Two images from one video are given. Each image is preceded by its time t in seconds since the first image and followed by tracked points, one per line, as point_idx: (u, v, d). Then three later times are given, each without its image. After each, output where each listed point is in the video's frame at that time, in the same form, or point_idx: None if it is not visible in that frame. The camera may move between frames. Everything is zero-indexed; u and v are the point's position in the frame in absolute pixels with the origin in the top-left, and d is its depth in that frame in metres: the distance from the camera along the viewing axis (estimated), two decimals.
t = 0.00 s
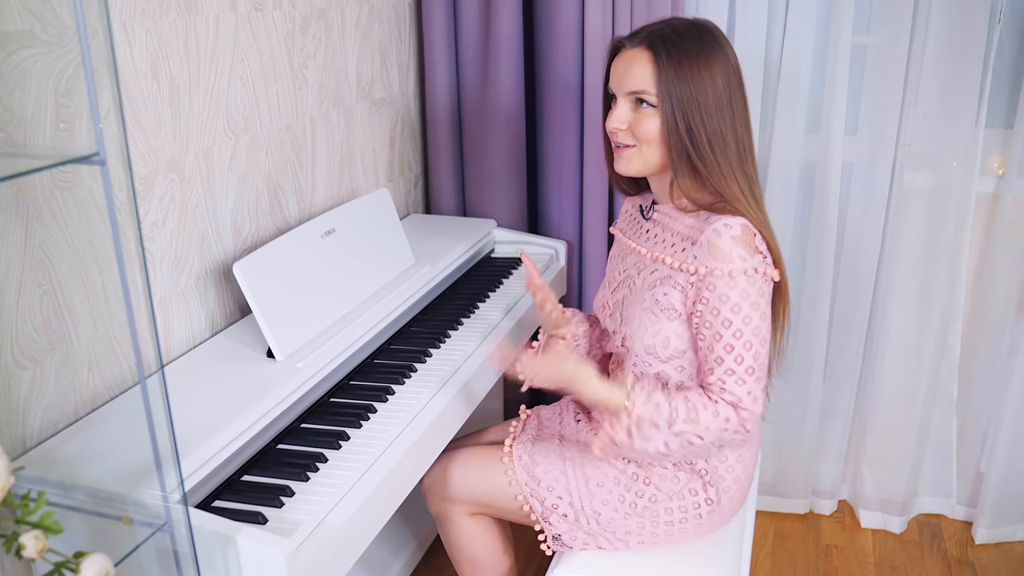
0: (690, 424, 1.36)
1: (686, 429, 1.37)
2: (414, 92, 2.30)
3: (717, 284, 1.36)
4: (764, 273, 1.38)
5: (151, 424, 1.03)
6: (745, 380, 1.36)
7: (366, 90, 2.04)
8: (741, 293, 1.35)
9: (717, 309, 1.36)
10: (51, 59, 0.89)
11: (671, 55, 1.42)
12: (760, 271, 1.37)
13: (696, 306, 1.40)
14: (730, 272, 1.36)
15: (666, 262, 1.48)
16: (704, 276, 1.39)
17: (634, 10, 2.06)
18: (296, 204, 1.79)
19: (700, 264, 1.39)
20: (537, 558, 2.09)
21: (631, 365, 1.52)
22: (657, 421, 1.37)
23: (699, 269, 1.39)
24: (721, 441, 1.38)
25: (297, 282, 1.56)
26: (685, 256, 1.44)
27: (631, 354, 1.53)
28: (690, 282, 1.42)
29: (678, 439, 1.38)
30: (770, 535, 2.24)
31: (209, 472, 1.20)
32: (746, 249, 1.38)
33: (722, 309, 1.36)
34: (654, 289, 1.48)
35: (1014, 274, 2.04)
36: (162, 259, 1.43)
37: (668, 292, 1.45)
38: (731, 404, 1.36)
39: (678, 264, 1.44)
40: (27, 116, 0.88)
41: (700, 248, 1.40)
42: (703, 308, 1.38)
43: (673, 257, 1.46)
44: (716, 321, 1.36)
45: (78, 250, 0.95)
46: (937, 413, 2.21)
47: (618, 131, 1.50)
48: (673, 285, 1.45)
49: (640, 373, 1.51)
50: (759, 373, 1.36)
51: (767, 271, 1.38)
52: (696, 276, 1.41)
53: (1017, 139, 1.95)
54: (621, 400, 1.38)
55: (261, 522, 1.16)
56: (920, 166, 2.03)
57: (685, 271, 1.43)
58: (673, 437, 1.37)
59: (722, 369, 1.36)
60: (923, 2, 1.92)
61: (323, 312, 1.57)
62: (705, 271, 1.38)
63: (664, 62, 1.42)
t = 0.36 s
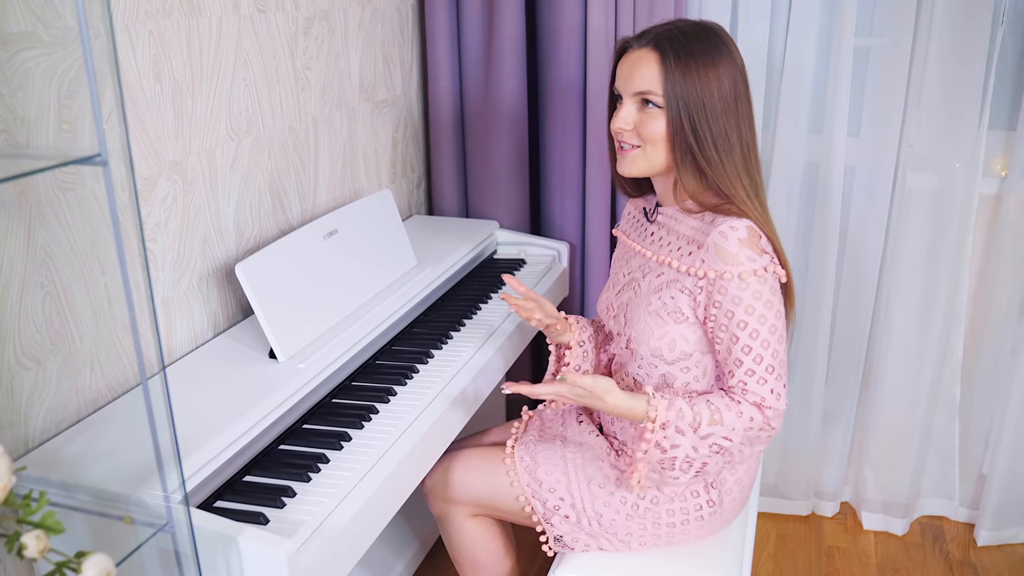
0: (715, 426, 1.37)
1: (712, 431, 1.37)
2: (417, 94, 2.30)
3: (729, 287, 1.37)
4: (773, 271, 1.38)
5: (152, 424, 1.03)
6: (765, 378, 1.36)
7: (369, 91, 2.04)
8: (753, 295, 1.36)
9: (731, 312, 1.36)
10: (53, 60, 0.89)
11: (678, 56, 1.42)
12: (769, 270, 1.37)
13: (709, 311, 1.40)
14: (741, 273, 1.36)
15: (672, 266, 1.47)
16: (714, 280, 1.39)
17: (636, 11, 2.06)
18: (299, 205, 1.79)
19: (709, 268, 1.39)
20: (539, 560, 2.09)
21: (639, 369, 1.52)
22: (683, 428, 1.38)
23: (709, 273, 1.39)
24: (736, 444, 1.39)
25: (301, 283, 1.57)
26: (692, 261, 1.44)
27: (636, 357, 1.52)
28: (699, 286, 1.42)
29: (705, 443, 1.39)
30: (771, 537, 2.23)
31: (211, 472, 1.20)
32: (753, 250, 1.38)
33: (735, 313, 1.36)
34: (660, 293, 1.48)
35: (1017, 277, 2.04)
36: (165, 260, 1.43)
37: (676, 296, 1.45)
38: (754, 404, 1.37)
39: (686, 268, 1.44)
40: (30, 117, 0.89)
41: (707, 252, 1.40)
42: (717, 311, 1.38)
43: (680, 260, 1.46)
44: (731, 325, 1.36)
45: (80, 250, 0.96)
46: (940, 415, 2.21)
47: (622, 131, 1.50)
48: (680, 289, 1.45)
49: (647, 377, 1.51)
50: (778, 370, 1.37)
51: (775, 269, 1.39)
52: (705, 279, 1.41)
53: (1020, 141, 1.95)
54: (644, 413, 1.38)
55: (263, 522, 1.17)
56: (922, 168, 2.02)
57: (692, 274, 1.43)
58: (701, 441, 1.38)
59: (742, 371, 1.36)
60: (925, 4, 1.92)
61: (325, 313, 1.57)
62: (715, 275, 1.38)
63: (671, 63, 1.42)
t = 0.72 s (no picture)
0: (712, 426, 1.37)
1: (709, 430, 1.37)
2: (419, 94, 2.30)
3: (736, 291, 1.36)
4: (782, 275, 1.37)
5: (153, 427, 1.03)
6: (769, 382, 1.36)
7: (371, 91, 2.04)
8: (761, 299, 1.35)
9: (738, 315, 1.36)
10: (54, 60, 0.89)
11: (692, 55, 1.42)
12: (778, 275, 1.37)
13: (716, 313, 1.40)
14: (749, 278, 1.36)
15: (681, 268, 1.47)
16: (722, 283, 1.38)
17: (638, 12, 2.07)
18: (300, 205, 1.79)
19: (717, 270, 1.39)
20: (540, 560, 2.09)
21: (645, 369, 1.52)
22: (680, 424, 1.38)
23: (717, 276, 1.39)
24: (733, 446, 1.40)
25: (303, 283, 1.57)
26: (700, 262, 1.43)
27: (643, 358, 1.52)
28: (707, 288, 1.42)
29: (701, 441, 1.39)
30: (772, 538, 2.23)
31: (211, 471, 1.20)
32: (763, 254, 1.38)
33: (742, 316, 1.36)
34: (668, 294, 1.48)
35: (1018, 278, 2.03)
36: (165, 259, 1.43)
37: (684, 298, 1.45)
38: (755, 408, 1.36)
39: (694, 270, 1.44)
40: (31, 117, 0.89)
41: (716, 254, 1.40)
42: (722, 313, 1.38)
43: (689, 262, 1.46)
44: (738, 328, 1.36)
45: (81, 249, 0.96)
46: (941, 416, 2.20)
47: (632, 129, 1.50)
48: (688, 290, 1.44)
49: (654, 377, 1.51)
50: (783, 375, 1.37)
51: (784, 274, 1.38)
52: (713, 281, 1.41)
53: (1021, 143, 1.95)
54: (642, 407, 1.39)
55: (263, 522, 1.17)
56: (925, 169, 2.02)
57: (700, 277, 1.42)
58: (697, 438, 1.38)
59: (746, 373, 1.36)
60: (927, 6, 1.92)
61: (327, 313, 1.57)
62: (723, 278, 1.38)
63: (685, 62, 1.42)
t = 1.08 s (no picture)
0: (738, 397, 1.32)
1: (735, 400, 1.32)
2: (418, 95, 2.30)
3: (752, 287, 1.37)
4: (794, 275, 1.39)
5: (149, 423, 1.02)
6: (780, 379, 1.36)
7: (370, 91, 2.04)
8: (774, 296, 1.37)
9: (749, 313, 1.36)
10: (52, 60, 0.89)
11: (724, 55, 1.43)
12: (791, 275, 1.38)
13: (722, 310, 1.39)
14: (766, 274, 1.37)
15: (691, 264, 1.46)
16: (737, 279, 1.38)
17: (638, 13, 2.07)
18: (300, 205, 1.79)
19: (733, 266, 1.39)
20: (540, 560, 2.09)
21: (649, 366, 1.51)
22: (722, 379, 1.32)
23: (733, 271, 1.39)
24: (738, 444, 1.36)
25: (301, 283, 1.57)
26: (714, 259, 1.43)
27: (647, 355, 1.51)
28: (718, 285, 1.41)
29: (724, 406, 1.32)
30: (773, 538, 2.23)
31: (210, 472, 1.20)
32: (779, 253, 1.39)
33: (754, 314, 1.36)
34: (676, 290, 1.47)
35: (1018, 278, 2.03)
36: (164, 259, 1.43)
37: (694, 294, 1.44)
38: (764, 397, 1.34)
39: (707, 266, 1.43)
40: (29, 117, 0.89)
41: (733, 251, 1.41)
42: (735, 306, 1.37)
43: (701, 258, 1.45)
44: (751, 322, 1.36)
45: (79, 250, 0.95)
46: (941, 416, 2.20)
47: (657, 128, 1.47)
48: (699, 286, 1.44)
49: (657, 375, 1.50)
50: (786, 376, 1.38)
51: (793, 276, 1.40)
52: (726, 277, 1.40)
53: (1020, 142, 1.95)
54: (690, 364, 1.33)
55: (262, 523, 1.17)
56: (925, 169, 2.02)
57: (713, 272, 1.42)
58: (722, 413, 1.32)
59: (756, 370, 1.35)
60: (927, 5, 1.92)
61: (326, 313, 1.57)
62: (740, 273, 1.38)
63: (719, 61, 1.42)
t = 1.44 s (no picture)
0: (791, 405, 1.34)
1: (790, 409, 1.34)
2: (418, 96, 2.30)
3: (782, 290, 1.38)
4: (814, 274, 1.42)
5: (145, 424, 1.02)
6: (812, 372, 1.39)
7: (370, 92, 2.04)
8: (802, 297, 1.38)
9: (782, 315, 1.38)
10: (50, 62, 0.89)
11: (733, 58, 1.42)
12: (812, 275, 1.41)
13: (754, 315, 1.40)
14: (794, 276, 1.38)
15: (711, 270, 1.45)
16: (766, 285, 1.39)
17: (637, 15, 2.06)
18: (299, 206, 1.79)
19: (759, 271, 1.39)
20: (540, 561, 2.09)
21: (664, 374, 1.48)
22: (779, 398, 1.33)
23: (762, 278, 1.39)
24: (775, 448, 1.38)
25: (299, 283, 1.57)
26: (736, 265, 1.42)
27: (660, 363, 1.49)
28: (742, 290, 1.41)
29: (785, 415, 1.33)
30: (773, 539, 2.23)
31: (208, 474, 1.20)
32: (800, 255, 1.41)
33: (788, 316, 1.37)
34: (695, 298, 1.45)
35: (1019, 278, 2.03)
36: (163, 261, 1.43)
37: (716, 301, 1.43)
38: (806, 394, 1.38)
39: (729, 273, 1.42)
40: (26, 118, 0.89)
41: (757, 256, 1.40)
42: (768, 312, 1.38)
43: (721, 264, 1.44)
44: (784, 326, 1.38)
45: (77, 252, 0.96)
46: (942, 417, 2.20)
47: (675, 138, 1.44)
48: (721, 293, 1.43)
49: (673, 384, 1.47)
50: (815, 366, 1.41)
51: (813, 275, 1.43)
52: (752, 284, 1.40)
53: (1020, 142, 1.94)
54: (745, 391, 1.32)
55: (259, 525, 1.17)
56: (925, 169, 2.01)
57: (737, 279, 1.41)
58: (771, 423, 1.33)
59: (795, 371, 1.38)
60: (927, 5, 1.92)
61: (325, 314, 1.57)
62: (769, 279, 1.38)
63: (730, 65, 1.42)
